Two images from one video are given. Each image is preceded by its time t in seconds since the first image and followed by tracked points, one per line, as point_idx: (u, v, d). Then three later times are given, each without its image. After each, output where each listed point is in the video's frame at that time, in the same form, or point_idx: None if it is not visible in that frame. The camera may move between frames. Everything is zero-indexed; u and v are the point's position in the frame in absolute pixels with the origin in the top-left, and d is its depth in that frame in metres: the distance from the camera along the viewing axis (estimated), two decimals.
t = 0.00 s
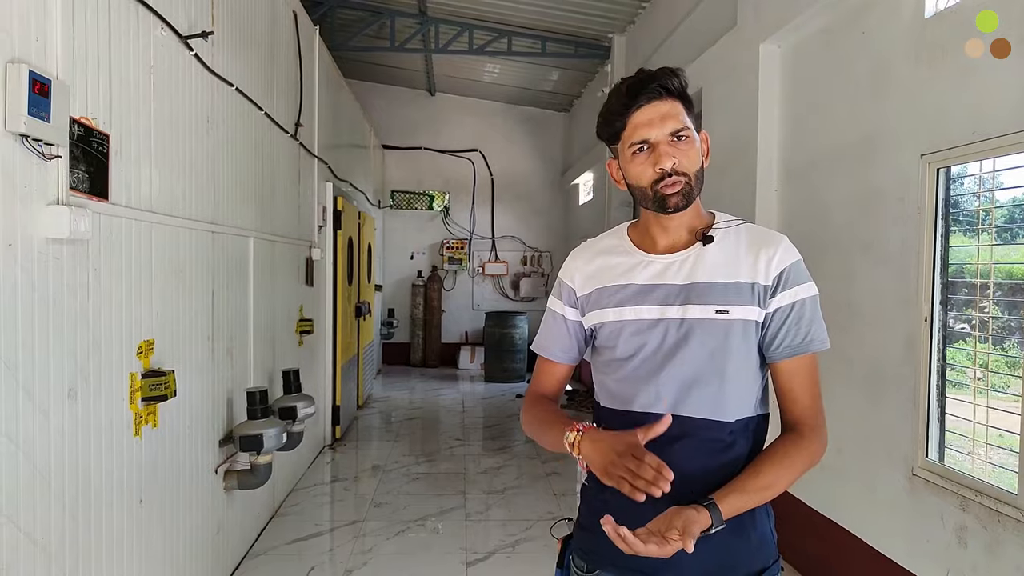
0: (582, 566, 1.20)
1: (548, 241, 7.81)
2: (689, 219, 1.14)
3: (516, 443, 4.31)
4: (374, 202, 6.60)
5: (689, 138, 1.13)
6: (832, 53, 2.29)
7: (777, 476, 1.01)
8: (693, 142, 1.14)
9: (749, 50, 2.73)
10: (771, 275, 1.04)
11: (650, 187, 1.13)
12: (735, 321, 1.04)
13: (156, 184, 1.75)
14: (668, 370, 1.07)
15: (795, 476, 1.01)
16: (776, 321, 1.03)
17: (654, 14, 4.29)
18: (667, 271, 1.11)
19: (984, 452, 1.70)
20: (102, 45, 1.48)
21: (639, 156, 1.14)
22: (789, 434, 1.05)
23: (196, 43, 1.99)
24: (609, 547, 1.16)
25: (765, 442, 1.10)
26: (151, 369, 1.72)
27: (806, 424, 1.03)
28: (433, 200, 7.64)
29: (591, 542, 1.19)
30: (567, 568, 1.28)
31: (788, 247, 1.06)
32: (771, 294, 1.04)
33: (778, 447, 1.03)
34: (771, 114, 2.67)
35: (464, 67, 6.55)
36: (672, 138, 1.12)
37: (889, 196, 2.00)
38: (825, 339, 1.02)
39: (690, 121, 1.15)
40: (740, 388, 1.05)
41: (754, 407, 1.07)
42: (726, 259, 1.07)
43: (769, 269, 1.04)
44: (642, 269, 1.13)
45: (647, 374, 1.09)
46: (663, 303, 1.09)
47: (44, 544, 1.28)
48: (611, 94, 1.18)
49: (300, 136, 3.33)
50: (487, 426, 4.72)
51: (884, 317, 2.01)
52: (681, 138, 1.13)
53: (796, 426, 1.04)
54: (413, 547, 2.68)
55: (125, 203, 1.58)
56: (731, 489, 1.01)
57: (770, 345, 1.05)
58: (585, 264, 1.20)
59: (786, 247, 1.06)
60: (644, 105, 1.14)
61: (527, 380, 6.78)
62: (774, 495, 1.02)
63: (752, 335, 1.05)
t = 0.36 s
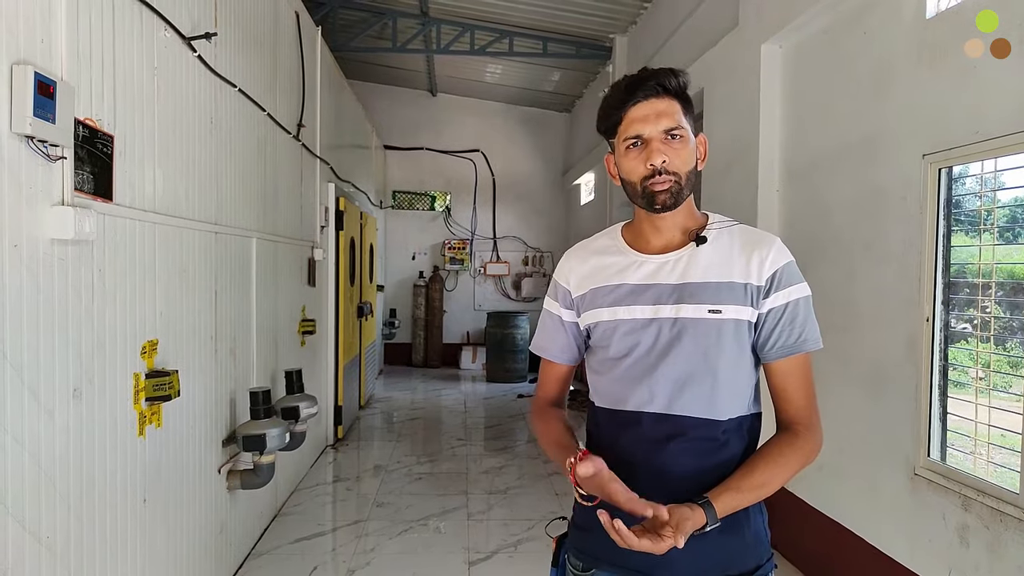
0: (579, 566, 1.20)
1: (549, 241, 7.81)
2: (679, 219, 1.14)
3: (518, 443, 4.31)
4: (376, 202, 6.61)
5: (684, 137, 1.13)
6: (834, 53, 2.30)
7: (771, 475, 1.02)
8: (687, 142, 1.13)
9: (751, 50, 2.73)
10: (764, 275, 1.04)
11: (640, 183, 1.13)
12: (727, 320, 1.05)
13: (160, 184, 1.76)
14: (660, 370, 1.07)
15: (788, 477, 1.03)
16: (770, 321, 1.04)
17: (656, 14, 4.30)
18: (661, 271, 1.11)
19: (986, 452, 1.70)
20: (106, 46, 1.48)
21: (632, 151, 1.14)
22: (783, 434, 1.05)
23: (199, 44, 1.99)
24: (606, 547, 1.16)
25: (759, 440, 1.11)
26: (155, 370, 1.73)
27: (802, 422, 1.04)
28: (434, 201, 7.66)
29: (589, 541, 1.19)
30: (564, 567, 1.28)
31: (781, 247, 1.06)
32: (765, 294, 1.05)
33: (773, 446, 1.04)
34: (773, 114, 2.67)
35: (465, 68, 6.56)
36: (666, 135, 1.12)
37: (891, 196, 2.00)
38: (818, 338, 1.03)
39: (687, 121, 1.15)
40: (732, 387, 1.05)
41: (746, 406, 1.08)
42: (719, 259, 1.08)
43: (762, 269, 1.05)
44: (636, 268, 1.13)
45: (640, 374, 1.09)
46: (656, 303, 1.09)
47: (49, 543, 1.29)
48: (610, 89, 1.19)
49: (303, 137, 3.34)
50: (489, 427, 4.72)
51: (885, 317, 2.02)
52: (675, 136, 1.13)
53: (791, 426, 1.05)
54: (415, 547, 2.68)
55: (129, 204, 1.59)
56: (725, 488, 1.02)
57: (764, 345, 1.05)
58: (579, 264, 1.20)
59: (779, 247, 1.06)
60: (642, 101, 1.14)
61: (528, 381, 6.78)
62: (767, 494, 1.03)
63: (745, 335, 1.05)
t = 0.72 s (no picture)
0: (578, 564, 1.20)
1: (550, 240, 7.81)
2: (677, 217, 1.14)
3: (519, 442, 4.31)
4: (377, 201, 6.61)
5: (691, 133, 1.13)
6: (835, 52, 2.29)
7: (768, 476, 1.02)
8: (694, 139, 1.13)
9: (752, 49, 2.73)
10: (762, 274, 1.04)
11: (640, 174, 1.13)
12: (723, 318, 1.04)
13: (161, 182, 1.76)
14: (657, 367, 1.07)
15: (785, 478, 1.03)
16: (769, 321, 1.04)
17: (657, 13, 4.29)
18: (658, 269, 1.11)
19: (987, 451, 1.70)
20: (108, 44, 1.49)
21: (637, 140, 1.14)
22: (783, 435, 1.06)
23: (201, 43, 1.99)
24: (605, 545, 1.16)
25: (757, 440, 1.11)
26: (157, 368, 1.73)
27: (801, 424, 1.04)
28: (435, 200, 7.66)
29: (587, 539, 1.19)
30: (563, 565, 1.28)
31: (780, 247, 1.06)
32: (763, 293, 1.04)
33: (771, 447, 1.04)
34: (774, 113, 2.67)
35: (466, 66, 6.56)
36: (672, 129, 1.12)
37: (892, 196, 2.00)
38: (817, 338, 1.03)
39: (697, 119, 1.15)
40: (729, 385, 1.05)
41: (744, 405, 1.07)
42: (717, 257, 1.08)
43: (761, 268, 1.04)
44: (634, 265, 1.13)
45: (637, 371, 1.09)
46: (654, 300, 1.09)
47: (51, 541, 1.29)
48: (625, 78, 1.19)
49: (304, 135, 3.34)
50: (490, 425, 4.73)
51: (886, 316, 2.01)
52: (681, 132, 1.12)
53: (790, 427, 1.05)
54: (417, 546, 2.68)
55: (131, 202, 1.59)
56: (722, 488, 1.02)
57: (762, 345, 1.05)
58: (577, 260, 1.20)
59: (778, 246, 1.06)
60: (654, 92, 1.14)
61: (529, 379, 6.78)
62: (764, 495, 1.03)
63: (743, 333, 1.05)
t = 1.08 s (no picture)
0: (579, 566, 1.19)
1: (551, 241, 7.80)
2: (680, 218, 1.14)
3: (520, 443, 4.30)
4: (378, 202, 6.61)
5: (694, 134, 1.12)
6: (836, 52, 2.29)
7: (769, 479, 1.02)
8: (697, 139, 1.12)
9: (753, 49, 2.73)
10: (766, 277, 1.04)
11: (644, 174, 1.12)
12: (726, 321, 1.04)
13: (161, 183, 1.75)
14: (659, 369, 1.07)
15: (786, 482, 1.02)
16: (772, 324, 1.03)
17: (657, 14, 4.29)
18: (660, 271, 1.10)
19: (989, 452, 1.70)
20: (108, 45, 1.48)
21: (640, 141, 1.14)
22: (784, 437, 1.05)
23: (201, 44, 1.99)
24: (606, 547, 1.15)
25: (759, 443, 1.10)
26: (157, 370, 1.73)
27: (802, 426, 1.04)
28: (436, 201, 7.66)
29: (588, 541, 1.18)
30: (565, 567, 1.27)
31: (783, 249, 1.06)
32: (766, 296, 1.04)
33: (773, 450, 1.04)
34: (775, 114, 2.67)
35: (467, 68, 6.56)
36: (676, 129, 1.11)
37: (894, 196, 1.99)
38: (820, 342, 1.03)
39: (701, 119, 1.14)
40: (731, 388, 1.04)
41: (747, 408, 1.07)
42: (720, 259, 1.07)
43: (764, 271, 1.04)
44: (636, 267, 1.13)
45: (640, 373, 1.09)
46: (656, 302, 1.09)
47: (50, 544, 1.29)
48: (628, 78, 1.19)
49: (304, 136, 3.33)
50: (491, 427, 4.72)
51: (889, 318, 2.01)
52: (685, 132, 1.12)
53: (792, 430, 1.05)
54: (417, 547, 2.68)
55: (131, 204, 1.59)
56: (723, 490, 1.01)
57: (765, 347, 1.05)
58: (580, 261, 1.20)
59: (782, 249, 1.05)
60: (657, 92, 1.13)
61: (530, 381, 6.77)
62: (765, 498, 1.02)
63: (746, 336, 1.05)
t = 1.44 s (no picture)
0: (582, 570, 1.19)
1: (552, 241, 7.80)
2: (686, 222, 1.14)
3: (521, 444, 4.30)
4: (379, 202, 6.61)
5: (699, 137, 1.12)
6: (838, 53, 2.29)
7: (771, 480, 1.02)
8: (702, 142, 1.12)
9: (755, 50, 2.73)
10: (771, 282, 1.03)
11: (649, 178, 1.12)
12: (731, 326, 1.04)
13: (163, 185, 1.75)
14: (664, 373, 1.07)
15: (787, 484, 1.02)
16: (777, 328, 1.03)
17: (659, 14, 4.29)
18: (665, 275, 1.10)
19: (991, 454, 1.70)
20: (110, 48, 1.48)
21: (645, 144, 1.13)
22: (787, 441, 1.05)
23: (203, 46, 1.99)
24: (610, 551, 1.15)
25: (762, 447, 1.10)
26: (159, 372, 1.73)
27: (805, 430, 1.04)
28: (437, 201, 7.66)
29: (592, 545, 1.18)
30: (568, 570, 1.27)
31: (789, 254, 1.05)
32: (771, 301, 1.03)
33: (776, 452, 1.04)
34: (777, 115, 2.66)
35: (469, 68, 6.55)
36: (680, 133, 1.11)
37: (896, 198, 1.99)
38: (825, 347, 1.02)
39: (705, 122, 1.14)
40: (736, 393, 1.04)
41: (751, 413, 1.07)
42: (725, 264, 1.07)
43: (769, 276, 1.04)
44: (641, 270, 1.12)
45: (644, 376, 1.09)
46: (660, 306, 1.08)
47: (52, 546, 1.29)
48: (632, 82, 1.19)
49: (306, 138, 3.34)
50: (492, 427, 4.72)
51: (891, 320, 2.00)
52: (690, 135, 1.11)
53: (795, 434, 1.05)
54: (419, 549, 2.68)
55: (132, 206, 1.59)
56: (725, 488, 1.01)
57: (770, 352, 1.05)
58: (584, 264, 1.20)
59: (787, 254, 1.05)
60: (661, 95, 1.13)
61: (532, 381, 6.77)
62: (767, 500, 1.02)
63: (751, 341, 1.05)
